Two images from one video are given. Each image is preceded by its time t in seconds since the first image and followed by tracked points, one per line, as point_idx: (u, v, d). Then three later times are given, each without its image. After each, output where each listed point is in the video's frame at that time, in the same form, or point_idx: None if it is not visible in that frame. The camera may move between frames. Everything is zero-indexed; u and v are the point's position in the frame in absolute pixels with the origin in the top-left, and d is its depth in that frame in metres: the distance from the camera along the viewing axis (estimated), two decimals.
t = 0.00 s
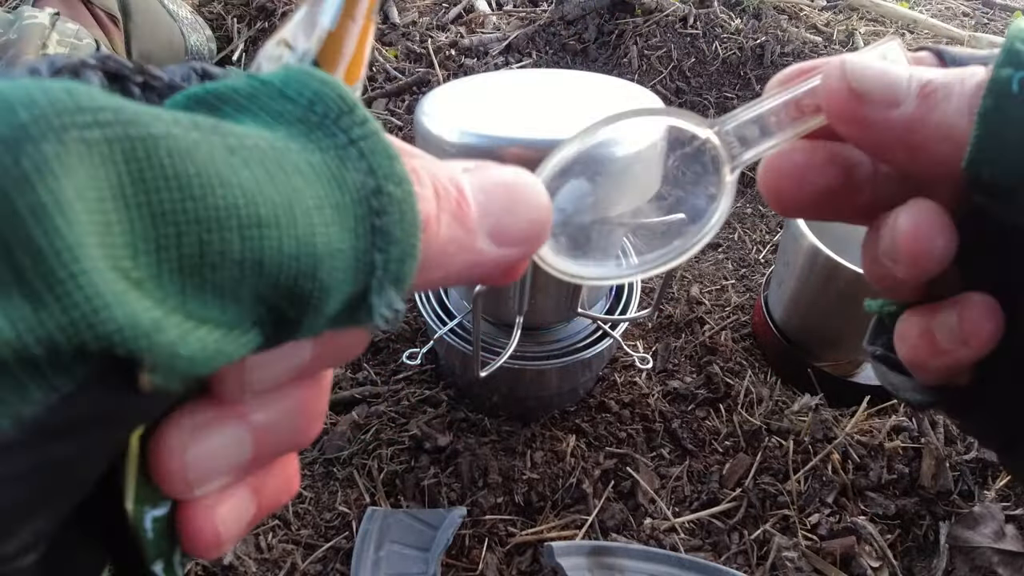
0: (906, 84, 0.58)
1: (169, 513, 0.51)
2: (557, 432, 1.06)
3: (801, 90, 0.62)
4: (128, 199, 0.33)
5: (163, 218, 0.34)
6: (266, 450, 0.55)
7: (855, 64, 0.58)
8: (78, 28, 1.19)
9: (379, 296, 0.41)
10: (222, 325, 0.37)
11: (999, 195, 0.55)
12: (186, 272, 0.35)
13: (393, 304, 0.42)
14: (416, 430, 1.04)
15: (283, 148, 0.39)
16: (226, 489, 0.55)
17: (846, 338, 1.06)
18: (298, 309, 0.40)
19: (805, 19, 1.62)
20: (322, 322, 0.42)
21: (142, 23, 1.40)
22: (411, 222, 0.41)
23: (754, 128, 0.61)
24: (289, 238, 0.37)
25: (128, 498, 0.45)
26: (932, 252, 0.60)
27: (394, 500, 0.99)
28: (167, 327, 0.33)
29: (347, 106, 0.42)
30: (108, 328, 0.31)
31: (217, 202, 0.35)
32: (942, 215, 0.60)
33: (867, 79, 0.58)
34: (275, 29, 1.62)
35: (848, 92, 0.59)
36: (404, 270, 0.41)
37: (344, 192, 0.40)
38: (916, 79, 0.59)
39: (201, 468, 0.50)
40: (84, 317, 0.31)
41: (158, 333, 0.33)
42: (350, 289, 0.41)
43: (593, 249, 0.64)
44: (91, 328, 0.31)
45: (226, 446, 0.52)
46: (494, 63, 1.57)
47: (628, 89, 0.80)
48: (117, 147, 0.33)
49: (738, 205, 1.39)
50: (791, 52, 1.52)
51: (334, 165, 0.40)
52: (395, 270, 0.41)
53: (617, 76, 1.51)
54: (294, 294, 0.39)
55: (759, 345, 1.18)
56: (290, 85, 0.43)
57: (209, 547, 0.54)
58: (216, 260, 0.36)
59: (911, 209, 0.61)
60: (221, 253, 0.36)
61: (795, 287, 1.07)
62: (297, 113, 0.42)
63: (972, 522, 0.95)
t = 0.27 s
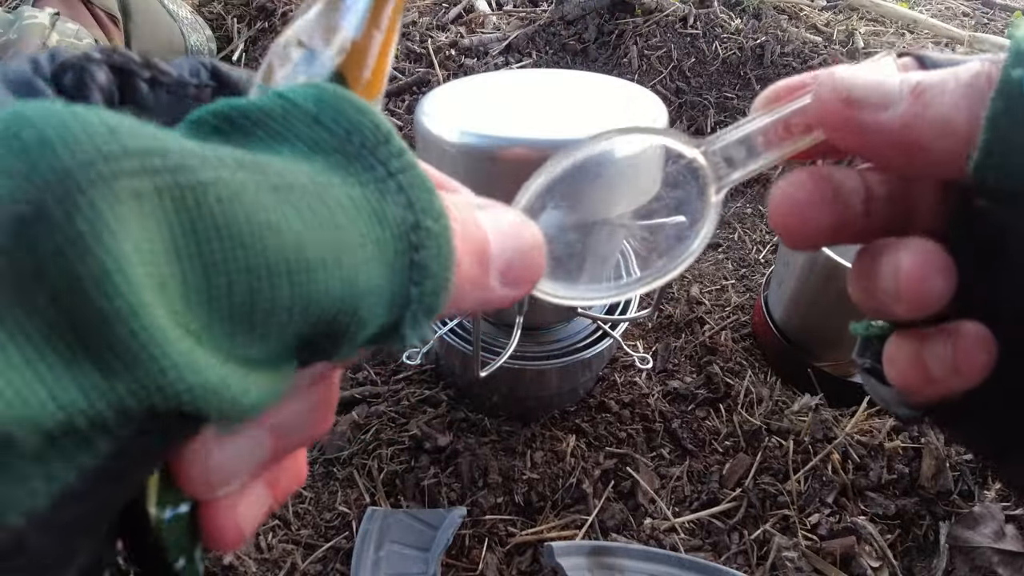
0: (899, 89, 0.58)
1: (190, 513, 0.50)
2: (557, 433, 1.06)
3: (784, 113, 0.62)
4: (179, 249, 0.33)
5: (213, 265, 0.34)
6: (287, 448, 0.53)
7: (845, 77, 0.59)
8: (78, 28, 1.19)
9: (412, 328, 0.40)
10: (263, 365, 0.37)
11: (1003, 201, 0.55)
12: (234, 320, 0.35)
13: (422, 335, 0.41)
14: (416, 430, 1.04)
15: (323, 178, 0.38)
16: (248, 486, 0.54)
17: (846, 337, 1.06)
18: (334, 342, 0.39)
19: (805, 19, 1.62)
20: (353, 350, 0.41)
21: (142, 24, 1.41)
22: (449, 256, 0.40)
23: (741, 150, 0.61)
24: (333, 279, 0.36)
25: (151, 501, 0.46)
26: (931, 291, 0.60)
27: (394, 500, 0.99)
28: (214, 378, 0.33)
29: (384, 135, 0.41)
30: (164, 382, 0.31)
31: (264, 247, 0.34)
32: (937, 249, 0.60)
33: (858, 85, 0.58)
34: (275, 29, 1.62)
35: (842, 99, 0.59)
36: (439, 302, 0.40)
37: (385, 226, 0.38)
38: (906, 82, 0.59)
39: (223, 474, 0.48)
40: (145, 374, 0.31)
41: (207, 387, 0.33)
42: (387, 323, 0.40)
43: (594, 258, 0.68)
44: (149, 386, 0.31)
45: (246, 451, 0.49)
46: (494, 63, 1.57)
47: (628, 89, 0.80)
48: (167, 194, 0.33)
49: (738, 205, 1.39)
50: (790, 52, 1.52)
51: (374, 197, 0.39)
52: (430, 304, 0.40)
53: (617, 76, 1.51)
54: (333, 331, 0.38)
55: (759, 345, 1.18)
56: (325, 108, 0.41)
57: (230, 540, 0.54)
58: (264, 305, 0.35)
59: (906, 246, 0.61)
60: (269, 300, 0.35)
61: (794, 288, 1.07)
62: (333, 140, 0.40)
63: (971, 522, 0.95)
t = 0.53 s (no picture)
0: (891, 108, 0.63)
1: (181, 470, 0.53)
2: (557, 432, 1.06)
3: (779, 155, 0.68)
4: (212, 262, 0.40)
5: (229, 261, 0.41)
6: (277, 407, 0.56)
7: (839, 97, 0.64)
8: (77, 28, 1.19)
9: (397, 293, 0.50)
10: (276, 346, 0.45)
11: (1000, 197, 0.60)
12: (251, 314, 0.43)
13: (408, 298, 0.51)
14: (416, 430, 1.04)
15: (321, 186, 0.46)
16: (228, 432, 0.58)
17: (846, 337, 1.06)
18: (334, 323, 0.48)
19: (805, 19, 1.62)
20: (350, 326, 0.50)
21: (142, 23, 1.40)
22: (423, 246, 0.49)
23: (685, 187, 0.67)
24: (331, 275, 0.45)
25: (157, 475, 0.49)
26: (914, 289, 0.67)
27: (394, 500, 0.99)
28: (240, 365, 0.41)
29: (369, 152, 0.49)
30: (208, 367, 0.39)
31: (278, 256, 0.42)
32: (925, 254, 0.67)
33: (852, 108, 0.63)
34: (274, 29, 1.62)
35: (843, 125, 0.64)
36: (415, 276, 0.50)
37: (377, 224, 0.47)
38: (902, 98, 0.63)
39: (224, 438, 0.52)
40: (185, 363, 0.39)
41: (237, 372, 0.41)
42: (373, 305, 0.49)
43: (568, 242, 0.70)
44: (199, 375, 0.39)
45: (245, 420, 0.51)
46: (494, 63, 1.57)
47: (627, 89, 0.80)
48: (200, 220, 0.39)
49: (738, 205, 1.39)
50: (791, 52, 1.52)
51: (362, 199, 0.48)
52: (417, 272, 0.50)
53: (617, 76, 1.51)
54: (333, 316, 0.47)
55: (759, 345, 1.18)
56: (327, 121, 0.48)
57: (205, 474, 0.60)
58: (276, 294, 0.43)
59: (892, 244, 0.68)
60: (279, 291, 0.43)
61: (794, 288, 1.07)
62: (333, 153, 0.48)
63: (972, 523, 0.95)
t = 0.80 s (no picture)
0: (896, 151, 0.57)
1: (159, 457, 0.46)
2: (557, 432, 1.06)
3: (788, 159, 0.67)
4: (49, 72, 0.35)
5: (55, 79, 0.35)
6: (261, 390, 0.49)
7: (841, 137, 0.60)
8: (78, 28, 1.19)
9: (306, 143, 0.41)
10: (159, 181, 0.37)
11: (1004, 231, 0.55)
12: (116, 134, 0.36)
13: (323, 149, 0.41)
14: (416, 430, 1.04)
15: (196, 34, 0.40)
16: (221, 426, 0.49)
17: (846, 338, 1.06)
18: (232, 167, 0.39)
19: (805, 19, 1.62)
20: (261, 191, 0.41)
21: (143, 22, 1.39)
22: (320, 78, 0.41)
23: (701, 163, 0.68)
24: (201, 90, 0.37)
25: (116, 445, 0.44)
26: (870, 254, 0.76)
27: (394, 500, 0.99)
28: (89, 161, 0.34)
29: None
30: (31, 154, 0.32)
31: (130, 62, 0.36)
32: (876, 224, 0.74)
33: (860, 154, 0.58)
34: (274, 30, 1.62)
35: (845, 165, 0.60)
36: (325, 120, 0.41)
37: (250, 58, 0.40)
38: (911, 132, 0.56)
39: (190, 405, 0.45)
40: (10, 149, 0.32)
41: (78, 164, 0.33)
42: (278, 143, 0.40)
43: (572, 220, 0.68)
44: (18, 156, 0.32)
45: (209, 377, 0.46)
46: (494, 63, 1.57)
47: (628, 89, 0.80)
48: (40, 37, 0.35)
49: (738, 205, 1.40)
50: (790, 52, 1.52)
51: (236, 40, 0.41)
52: (314, 117, 0.41)
53: (617, 77, 1.51)
54: (226, 154, 0.39)
55: (759, 345, 1.18)
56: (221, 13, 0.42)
57: (207, 490, 0.49)
58: (138, 112, 0.36)
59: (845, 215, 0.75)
60: (140, 108, 0.36)
61: (794, 288, 1.07)
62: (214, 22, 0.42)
63: (972, 522, 0.95)
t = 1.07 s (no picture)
0: (906, 165, 0.55)
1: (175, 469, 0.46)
2: (557, 433, 1.06)
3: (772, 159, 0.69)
4: (69, 102, 0.35)
5: (76, 110, 0.35)
6: (269, 398, 0.50)
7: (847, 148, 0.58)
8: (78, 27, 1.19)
9: (324, 180, 0.41)
10: (176, 215, 0.37)
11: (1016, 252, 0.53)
12: (135, 169, 0.36)
13: (341, 186, 0.42)
14: (416, 430, 1.04)
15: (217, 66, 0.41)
16: (232, 437, 0.50)
17: (846, 338, 1.07)
18: (250, 203, 0.40)
19: (805, 19, 1.62)
20: (279, 227, 0.42)
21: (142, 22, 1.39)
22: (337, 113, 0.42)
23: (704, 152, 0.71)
24: (221, 126, 0.38)
25: (133, 458, 0.42)
26: (871, 263, 0.75)
27: (394, 500, 0.99)
28: (112, 198, 0.34)
29: (257, 29, 0.43)
30: (55, 191, 0.32)
31: (151, 96, 0.36)
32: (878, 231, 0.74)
33: (864, 165, 0.57)
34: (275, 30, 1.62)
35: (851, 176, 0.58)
36: (344, 156, 0.42)
37: (272, 94, 0.41)
38: (920, 145, 0.54)
39: (205, 416, 0.46)
40: (35, 186, 0.32)
41: (100, 201, 0.34)
42: (295, 181, 0.41)
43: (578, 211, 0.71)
44: (41, 192, 0.32)
45: (224, 388, 0.47)
46: (494, 63, 1.57)
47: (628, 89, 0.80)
48: (62, 68, 0.35)
49: (738, 205, 1.40)
50: (791, 52, 1.52)
51: (256, 75, 0.41)
52: (334, 155, 0.42)
53: (617, 76, 1.51)
54: (244, 189, 0.39)
55: (759, 345, 1.18)
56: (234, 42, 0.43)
57: (223, 501, 0.49)
58: (156, 147, 0.36)
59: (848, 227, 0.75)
60: (160, 142, 0.37)
61: (794, 288, 1.07)
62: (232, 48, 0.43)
63: (972, 522, 0.95)
